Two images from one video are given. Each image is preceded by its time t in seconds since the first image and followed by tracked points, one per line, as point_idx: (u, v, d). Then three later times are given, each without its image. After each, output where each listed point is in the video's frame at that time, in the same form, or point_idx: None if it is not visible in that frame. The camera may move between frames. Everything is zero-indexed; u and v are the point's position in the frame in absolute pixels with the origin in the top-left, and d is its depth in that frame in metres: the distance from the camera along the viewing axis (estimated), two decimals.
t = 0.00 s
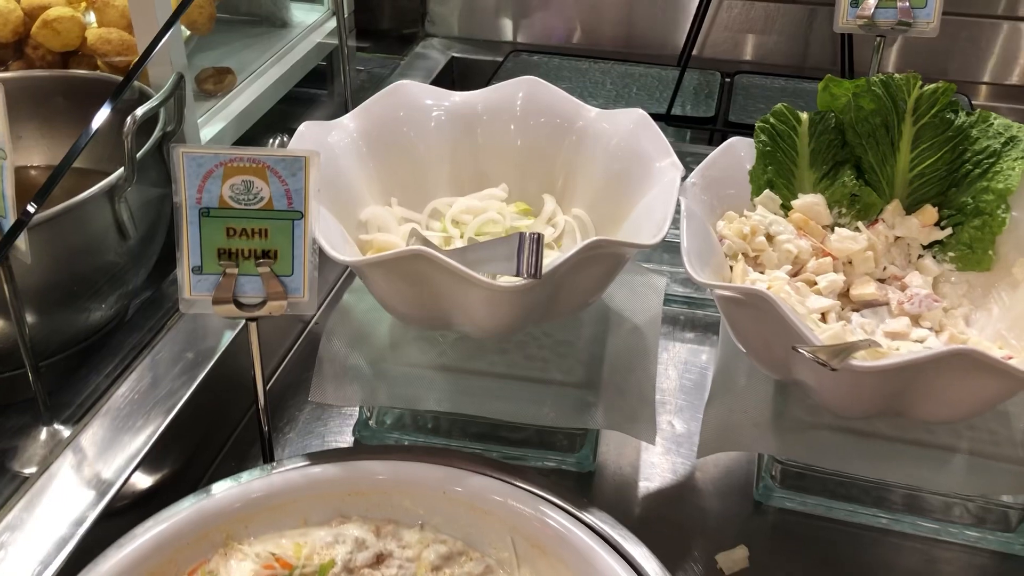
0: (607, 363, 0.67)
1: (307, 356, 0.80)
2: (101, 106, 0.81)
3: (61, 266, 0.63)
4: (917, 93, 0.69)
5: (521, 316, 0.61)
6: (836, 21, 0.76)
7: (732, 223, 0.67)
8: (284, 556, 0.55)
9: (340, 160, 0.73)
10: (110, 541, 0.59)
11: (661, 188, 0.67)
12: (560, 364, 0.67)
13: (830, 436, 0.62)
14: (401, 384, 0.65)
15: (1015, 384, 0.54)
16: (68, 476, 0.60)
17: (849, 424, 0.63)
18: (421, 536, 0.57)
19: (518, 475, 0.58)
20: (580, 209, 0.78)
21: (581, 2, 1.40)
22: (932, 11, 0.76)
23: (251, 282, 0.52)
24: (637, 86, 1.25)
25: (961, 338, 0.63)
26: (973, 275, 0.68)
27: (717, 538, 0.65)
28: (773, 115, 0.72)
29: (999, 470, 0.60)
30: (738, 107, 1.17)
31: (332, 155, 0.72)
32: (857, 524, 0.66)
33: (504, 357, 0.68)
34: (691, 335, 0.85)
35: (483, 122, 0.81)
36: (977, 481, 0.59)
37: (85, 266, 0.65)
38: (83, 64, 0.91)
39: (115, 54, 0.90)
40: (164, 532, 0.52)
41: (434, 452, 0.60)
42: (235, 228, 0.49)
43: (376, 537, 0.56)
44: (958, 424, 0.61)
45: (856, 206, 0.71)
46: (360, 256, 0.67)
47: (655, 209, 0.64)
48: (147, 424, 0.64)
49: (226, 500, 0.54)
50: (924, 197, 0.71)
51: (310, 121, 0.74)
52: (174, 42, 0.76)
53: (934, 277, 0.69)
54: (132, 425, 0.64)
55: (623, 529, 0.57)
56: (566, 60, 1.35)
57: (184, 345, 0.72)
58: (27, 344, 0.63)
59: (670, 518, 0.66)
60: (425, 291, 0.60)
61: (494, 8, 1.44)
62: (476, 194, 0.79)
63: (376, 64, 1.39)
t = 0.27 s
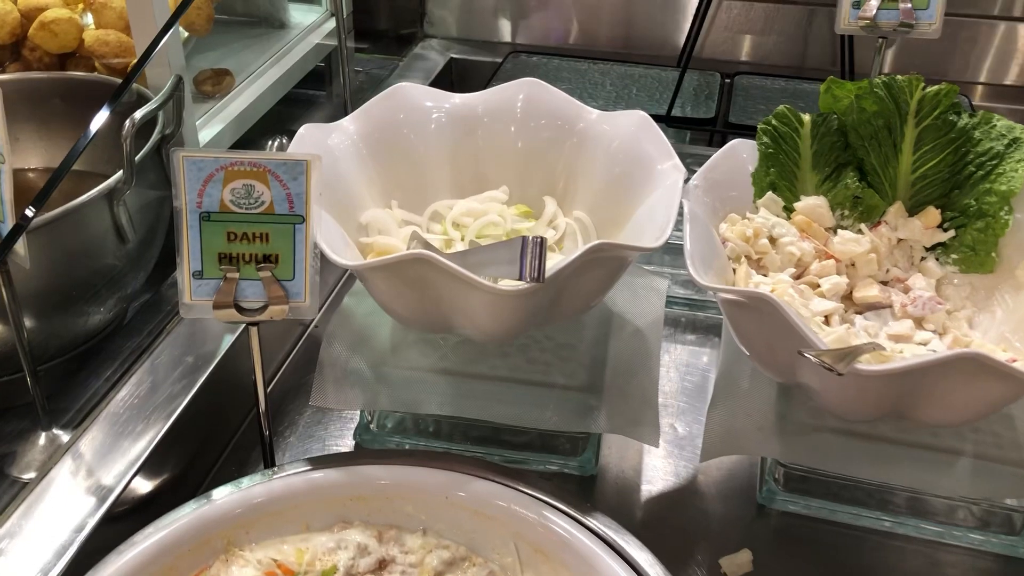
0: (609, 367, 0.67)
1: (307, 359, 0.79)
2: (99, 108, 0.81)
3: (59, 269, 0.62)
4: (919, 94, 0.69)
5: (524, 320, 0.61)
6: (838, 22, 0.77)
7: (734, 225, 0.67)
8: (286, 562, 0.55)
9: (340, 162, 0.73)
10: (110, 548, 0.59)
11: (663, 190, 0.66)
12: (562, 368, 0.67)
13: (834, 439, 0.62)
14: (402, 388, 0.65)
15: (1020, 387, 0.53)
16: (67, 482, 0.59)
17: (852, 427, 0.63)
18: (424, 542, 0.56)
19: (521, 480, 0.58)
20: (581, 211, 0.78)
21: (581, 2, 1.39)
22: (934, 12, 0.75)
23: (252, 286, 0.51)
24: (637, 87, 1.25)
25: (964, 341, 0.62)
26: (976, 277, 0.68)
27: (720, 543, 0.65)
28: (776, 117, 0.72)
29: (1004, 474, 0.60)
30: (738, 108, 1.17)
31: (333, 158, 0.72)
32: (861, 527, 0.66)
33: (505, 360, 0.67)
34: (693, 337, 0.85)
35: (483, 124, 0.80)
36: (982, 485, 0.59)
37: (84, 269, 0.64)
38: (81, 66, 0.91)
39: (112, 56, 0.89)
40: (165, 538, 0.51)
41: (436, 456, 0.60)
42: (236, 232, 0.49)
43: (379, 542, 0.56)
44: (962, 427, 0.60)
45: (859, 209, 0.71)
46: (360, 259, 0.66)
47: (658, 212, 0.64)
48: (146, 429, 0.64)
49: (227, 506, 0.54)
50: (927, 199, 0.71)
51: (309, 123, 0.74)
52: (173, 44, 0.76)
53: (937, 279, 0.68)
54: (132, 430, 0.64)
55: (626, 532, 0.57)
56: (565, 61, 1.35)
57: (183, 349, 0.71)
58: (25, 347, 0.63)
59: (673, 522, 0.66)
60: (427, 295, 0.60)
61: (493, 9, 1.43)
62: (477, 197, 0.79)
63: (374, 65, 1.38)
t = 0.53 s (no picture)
0: (613, 369, 0.66)
1: (307, 362, 0.79)
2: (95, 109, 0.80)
3: (55, 273, 0.61)
4: (925, 93, 0.68)
5: (527, 322, 0.60)
6: (841, 21, 0.76)
7: (739, 226, 0.66)
8: (287, 569, 0.54)
9: (339, 163, 0.72)
10: (108, 555, 0.58)
11: (667, 191, 0.66)
12: (566, 370, 0.66)
13: (841, 442, 0.61)
14: (403, 392, 0.64)
15: None
16: (64, 490, 0.58)
17: (859, 430, 0.62)
18: (427, 548, 0.55)
19: (525, 484, 0.57)
20: (583, 211, 0.77)
21: (580, 1, 1.39)
22: (939, 10, 0.75)
23: (252, 290, 0.50)
24: (637, 86, 1.24)
25: (971, 343, 0.62)
26: (982, 277, 0.67)
27: (725, 547, 0.64)
28: (780, 116, 0.72)
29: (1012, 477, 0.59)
30: (739, 107, 1.16)
31: (332, 158, 0.71)
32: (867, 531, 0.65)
33: (507, 363, 0.66)
34: (695, 338, 0.84)
35: (484, 124, 0.79)
36: (990, 488, 0.58)
37: (81, 272, 0.63)
38: (76, 66, 0.90)
39: (108, 56, 0.88)
40: (165, 546, 0.51)
41: (438, 461, 0.59)
42: (236, 235, 0.48)
43: (381, 548, 0.55)
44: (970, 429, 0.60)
45: (864, 209, 0.70)
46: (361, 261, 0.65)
47: (662, 213, 0.63)
48: (145, 434, 0.63)
49: (226, 512, 0.53)
50: (932, 198, 0.70)
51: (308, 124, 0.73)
52: (170, 44, 0.75)
53: (943, 279, 0.68)
54: (130, 435, 0.63)
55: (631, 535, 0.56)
56: (564, 60, 1.34)
57: (182, 352, 0.70)
58: (21, 352, 0.61)
59: (678, 526, 0.65)
60: (429, 297, 0.59)
61: (491, 7, 1.43)
62: (477, 197, 0.78)
63: (372, 63, 1.36)
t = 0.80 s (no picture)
0: (615, 373, 0.66)
1: (307, 364, 0.78)
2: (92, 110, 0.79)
3: (53, 276, 0.61)
4: (927, 94, 0.68)
5: (529, 325, 0.59)
6: (844, 20, 0.76)
7: (741, 227, 0.66)
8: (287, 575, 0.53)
9: (339, 165, 0.71)
10: (106, 562, 0.57)
11: (669, 193, 0.65)
12: (567, 373, 0.65)
13: (845, 446, 0.60)
14: (404, 396, 0.63)
15: None
16: (62, 496, 0.58)
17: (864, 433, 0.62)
18: (428, 554, 0.55)
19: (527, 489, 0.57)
20: (584, 213, 0.77)
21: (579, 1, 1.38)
22: (942, 10, 0.74)
23: (251, 293, 0.49)
24: (637, 87, 1.23)
25: (975, 345, 0.62)
26: (986, 279, 0.67)
27: (728, 551, 0.63)
28: (782, 117, 0.71)
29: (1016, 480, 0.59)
30: (739, 107, 1.16)
31: (331, 160, 0.71)
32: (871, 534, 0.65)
33: (509, 366, 0.66)
34: (696, 340, 0.84)
35: (484, 125, 0.79)
36: (995, 491, 0.58)
37: (78, 276, 0.63)
38: (73, 67, 0.90)
39: (104, 56, 0.87)
40: (164, 553, 0.50)
41: (439, 466, 0.58)
42: (235, 238, 0.48)
43: (383, 554, 0.55)
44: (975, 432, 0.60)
45: (867, 210, 0.70)
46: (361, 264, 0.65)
47: (665, 214, 0.63)
48: (144, 440, 0.62)
49: (226, 519, 0.52)
50: (936, 199, 0.70)
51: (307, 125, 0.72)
52: (168, 44, 0.74)
53: (947, 281, 0.68)
54: (128, 440, 0.62)
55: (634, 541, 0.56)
56: (564, 60, 1.34)
57: (181, 356, 0.70)
58: (17, 357, 0.60)
59: (681, 530, 0.65)
60: (430, 300, 0.58)
61: (490, 7, 1.42)
62: (478, 199, 0.78)
63: (370, 64, 1.34)
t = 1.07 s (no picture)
0: (617, 375, 0.66)
1: (307, 368, 0.78)
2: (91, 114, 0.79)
3: (54, 281, 0.61)
4: (928, 95, 0.68)
5: (532, 328, 0.60)
6: (843, 21, 0.76)
7: (742, 229, 0.66)
8: None
9: (339, 168, 0.71)
10: (109, 567, 0.57)
11: (670, 195, 0.65)
12: (569, 376, 0.65)
13: (847, 447, 0.60)
14: (406, 399, 0.63)
15: None
16: (65, 502, 0.58)
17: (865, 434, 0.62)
18: (432, 557, 0.55)
19: (530, 492, 0.57)
20: (584, 215, 0.77)
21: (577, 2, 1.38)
22: (941, 11, 0.75)
23: (253, 298, 0.49)
24: (635, 88, 1.23)
25: (976, 346, 0.62)
26: (986, 279, 0.67)
27: (731, 552, 0.64)
28: (782, 118, 0.71)
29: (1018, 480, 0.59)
30: (738, 108, 1.16)
31: (332, 163, 0.71)
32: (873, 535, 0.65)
33: (510, 369, 0.66)
34: (697, 341, 0.84)
35: (484, 127, 0.79)
36: (997, 492, 0.58)
37: (79, 280, 0.63)
38: (71, 70, 0.90)
39: (103, 59, 0.87)
40: (167, 559, 0.50)
41: (443, 469, 0.58)
42: (237, 243, 0.48)
43: (386, 558, 0.55)
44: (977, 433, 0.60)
45: (868, 211, 0.70)
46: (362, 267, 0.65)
47: (666, 217, 0.63)
48: (146, 445, 0.62)
49: (229, 523, 0.52)
50: (936, 200, 0.70)
51: (307, 128, 0.72)
52: (167, 48, 0.74)
53: (947, 282, 0.68)
54: (130, 445, 0.62)
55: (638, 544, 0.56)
56: (562, 61, 1.34)
57: (182, 360, 0.70)
58: (19, 362, 0.60)
59: (683, 532, 0.65)
60: (432, 304, 0.58)
61: (488, 8, 1.42)
62: (478, 201, 0.78)
63: (368, 65, 1.36)
